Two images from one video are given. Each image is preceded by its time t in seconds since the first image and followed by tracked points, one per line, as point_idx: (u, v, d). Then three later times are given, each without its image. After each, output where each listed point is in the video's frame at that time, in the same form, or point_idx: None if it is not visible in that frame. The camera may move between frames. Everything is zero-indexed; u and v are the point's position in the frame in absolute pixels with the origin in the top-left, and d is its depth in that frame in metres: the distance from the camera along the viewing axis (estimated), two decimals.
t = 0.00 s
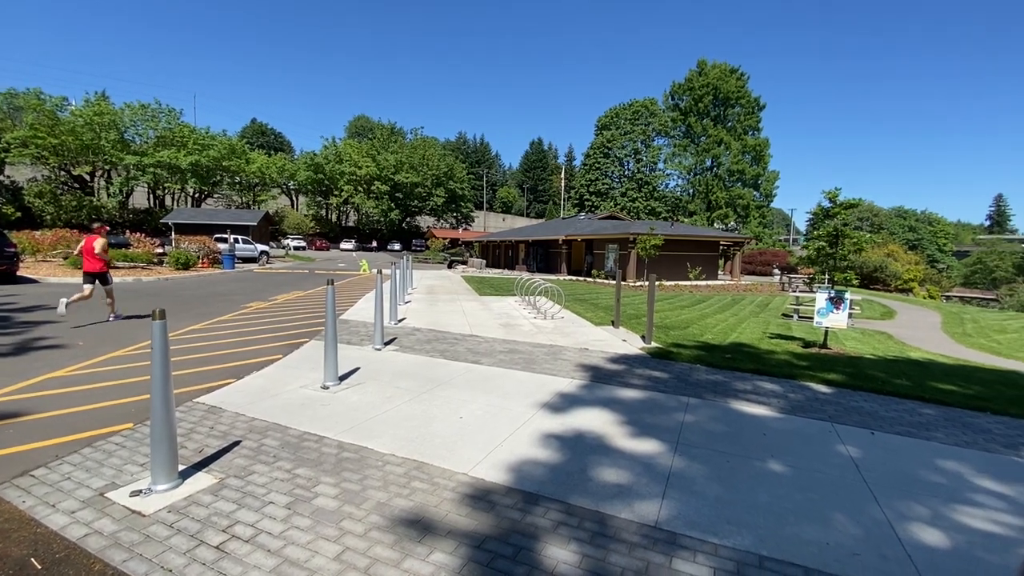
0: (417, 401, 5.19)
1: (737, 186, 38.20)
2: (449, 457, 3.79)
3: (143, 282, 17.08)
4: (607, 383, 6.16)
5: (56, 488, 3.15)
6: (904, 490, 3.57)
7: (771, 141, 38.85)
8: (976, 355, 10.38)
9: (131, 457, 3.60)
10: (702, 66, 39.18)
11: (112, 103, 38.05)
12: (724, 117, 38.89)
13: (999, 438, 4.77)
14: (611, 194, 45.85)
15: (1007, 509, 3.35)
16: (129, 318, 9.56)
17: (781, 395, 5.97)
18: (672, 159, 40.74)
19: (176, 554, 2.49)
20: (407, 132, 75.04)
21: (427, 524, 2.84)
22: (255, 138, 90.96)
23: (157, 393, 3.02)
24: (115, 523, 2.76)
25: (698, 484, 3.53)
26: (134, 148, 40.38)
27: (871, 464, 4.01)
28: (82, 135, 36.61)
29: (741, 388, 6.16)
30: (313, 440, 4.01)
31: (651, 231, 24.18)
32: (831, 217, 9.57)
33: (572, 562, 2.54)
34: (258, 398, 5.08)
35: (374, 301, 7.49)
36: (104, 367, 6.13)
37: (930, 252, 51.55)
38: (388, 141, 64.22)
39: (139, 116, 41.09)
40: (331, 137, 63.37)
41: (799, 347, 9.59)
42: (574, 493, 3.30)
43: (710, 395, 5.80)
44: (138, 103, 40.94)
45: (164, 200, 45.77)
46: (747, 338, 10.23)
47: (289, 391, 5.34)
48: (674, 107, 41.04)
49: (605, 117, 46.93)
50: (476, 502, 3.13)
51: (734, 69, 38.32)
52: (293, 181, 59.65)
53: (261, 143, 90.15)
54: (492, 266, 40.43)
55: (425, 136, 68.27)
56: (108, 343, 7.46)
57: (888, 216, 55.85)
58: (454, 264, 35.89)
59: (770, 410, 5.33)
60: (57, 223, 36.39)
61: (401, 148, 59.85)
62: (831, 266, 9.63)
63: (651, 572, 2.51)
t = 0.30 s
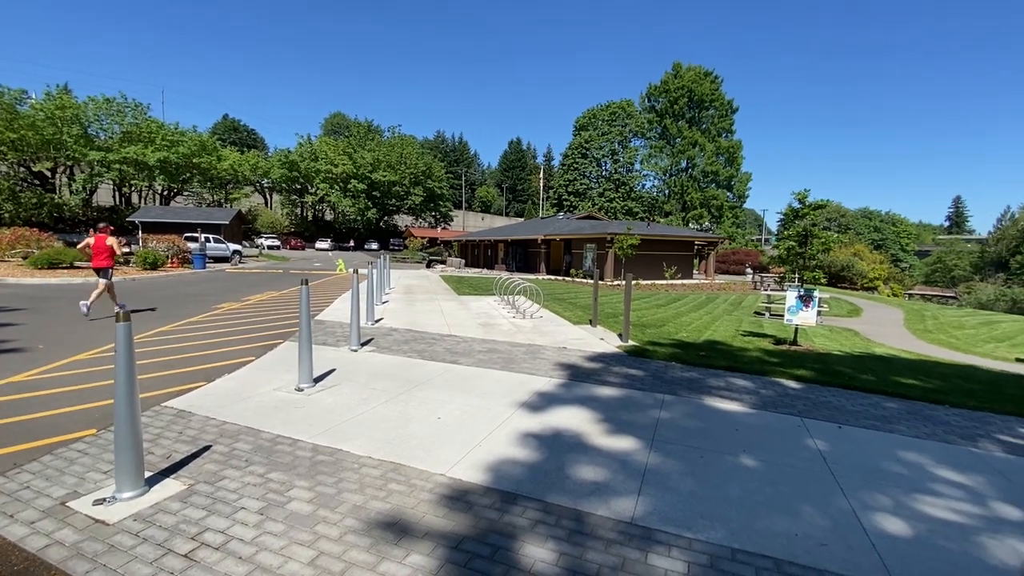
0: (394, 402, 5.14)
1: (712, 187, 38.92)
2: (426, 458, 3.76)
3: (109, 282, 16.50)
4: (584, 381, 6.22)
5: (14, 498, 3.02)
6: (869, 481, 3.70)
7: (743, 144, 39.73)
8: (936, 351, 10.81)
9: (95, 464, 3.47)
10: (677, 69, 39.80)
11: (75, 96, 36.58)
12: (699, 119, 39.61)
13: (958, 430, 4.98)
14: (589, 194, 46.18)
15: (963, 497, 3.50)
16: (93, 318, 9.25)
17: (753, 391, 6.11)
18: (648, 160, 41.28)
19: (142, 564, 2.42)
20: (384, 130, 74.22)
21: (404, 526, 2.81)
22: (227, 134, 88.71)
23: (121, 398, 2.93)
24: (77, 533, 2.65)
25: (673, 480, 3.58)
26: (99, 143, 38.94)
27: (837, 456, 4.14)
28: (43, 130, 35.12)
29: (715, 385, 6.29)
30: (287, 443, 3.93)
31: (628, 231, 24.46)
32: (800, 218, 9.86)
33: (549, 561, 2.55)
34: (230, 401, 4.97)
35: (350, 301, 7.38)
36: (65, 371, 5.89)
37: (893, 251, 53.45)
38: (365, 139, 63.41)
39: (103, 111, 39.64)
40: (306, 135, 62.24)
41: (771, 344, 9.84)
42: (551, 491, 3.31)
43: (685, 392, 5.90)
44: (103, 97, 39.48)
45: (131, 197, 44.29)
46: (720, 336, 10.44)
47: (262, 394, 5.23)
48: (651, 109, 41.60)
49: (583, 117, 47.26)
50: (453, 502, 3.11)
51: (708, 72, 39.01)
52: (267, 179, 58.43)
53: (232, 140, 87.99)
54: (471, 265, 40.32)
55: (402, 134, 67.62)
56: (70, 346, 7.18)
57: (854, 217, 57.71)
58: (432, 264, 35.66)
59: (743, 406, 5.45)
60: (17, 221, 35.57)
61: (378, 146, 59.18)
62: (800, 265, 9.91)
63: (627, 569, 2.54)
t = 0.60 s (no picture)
0: (370, 403, 5.08)
1: (686, 188, 39.59)
2: (402, 460, 3.73)
3: (70, 283, 15.87)
4: (562, 379, 6.26)
5: None
6: (834, 473, 3.83)
7: (716, 146, 40.55)
8: (897, 346, 11.26)
9: (54, 473, 3.33)
10: (652, 71, 40.36)
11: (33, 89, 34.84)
12: (673, 121, 40.23)
13: (918, 422, 5.19)
14: (567, 194, 46.40)
15: (923, 487, 3.65)
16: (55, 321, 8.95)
17: (725, 387, 6.25)
18: (624, 160, 41.71)
19: None
20: (359, 128, 73.17)
21: (380, 529, 2.78)
22: (195, 130, 86.02)
23: (81, 404, 2.82)
24: (36, 544, 2.55)
25: (648, 476, 3.64)
26: (58, 138, 37.25)
27: (805, 450, 4.27)
28: None
29: (689, 382, 6.42)
30: (259, 448, 3.85)
31: (604, 231, 24.69)
32: (770, 218, 10.12)
33: (526, 560, 2.56)
34: (200, 405, 4.83)
35: (325, 302, 7.26)
36: (23, 376, 5.64)
37: (858, 251, 55.38)
38: (339, 137, 62.42)
39: (63, 104, 37.89)
40: (279, 132, 60.90)
41: (742, 341, 10.08)
42: (529, 490, 3.33)
43: (659, 389, 6.01)
44: (62, 90, 37.76)
45: (93, 194, 42.59)
46: (694, 334, 10.66)
47: (232, 398, 5.09)
48: (626, 110, 42.06)
49: (560, 118, 47.47)
50: (430, 504, 3.10)
51: (682, 75, 39.63)
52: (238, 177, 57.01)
53: (201, 135, 85.40)
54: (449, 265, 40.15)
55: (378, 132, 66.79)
56: (27, 349, 6.87)
57: (822, 217, 59.54)
58: (409, 263, 35.36)
59: (715, 402, 5.57)
60: None
61: (354, 143, 58.32)
62: (770, 264, 10.17)
63: (603, 565, 2.57)
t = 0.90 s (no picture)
0: (348, 405, 5.02)
1: (662, 189, 40.16)
2: (380, 462, 3.70)
3: (31, 284, 15.27)
4: (541, 378, 6.30)
5: None
6: (804, 466, 3.94)
7: (691, 148, 41.27)
8: (864, 343, 11.65)
9: (14, 482, 3.20)
10: (629, 73, 40.88)
11: None
12: (650, 122, 40.75)
13: (882, 415, 5.39)
14: (546, 194, 46.52)
15: (887, 478, 3.79)
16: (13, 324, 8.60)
17: (700, 384, 6.37)
18: (602, 161, 42.08)
19: None
20: (336, 126, 72.12)
21: (358, 532, 2.76)
22: (164, 125, 83.50)
23: (44, 410, 2.71)
24: None
25: (626, 472, 3.69)
26: (17, 133, 35.97)
27: (777, 444, 4.38)
28: None
29: (665, 379, 6.52)
30: (232, 452, 3.76)
31: (583, 231, 24.87)
32: (743, 218, 10.35)
33: (506, 559, 2.57)
34: (170, 409, 4.70)
35: (301, 302, 7.13)
36: None
37: (827, 251, 57.13)
38: (315, 134, 61.42)
39: (22, 98, 36.52)
40: (252, 128, 59.59)
41: (717, 339, 10.30)
42: (508, 489, 3.34)
43: (636, 387, 6.09)
44: (21, 83, 36.31)
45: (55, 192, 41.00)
46: (670, 332, 10.86)
47: (204, 401, 4.96)
48: (604, 111, 42.47)
49: (538, 118, 47.61)
50: (409, 505, 3.08)
51: (659, 77, 40.20)
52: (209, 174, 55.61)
53: (170, 131, 82.93)
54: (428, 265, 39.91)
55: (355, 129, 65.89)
56: None
57: (793, 218, 61.14)
58: (387, 262, 35.04)
59: (690, 398, 5.69)
60: None
61: (330, 141, 57.47)
62: (743, 263, 10.40)
63: (581, 561, 2.59)
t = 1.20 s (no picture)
0: (324, 407, 4.95)
1: (639, 189, 40.66)
2: (357, 464, 3.66)
3: None
4: (520, 377, 6.32)
5: None
6: (775, 459, 4.05)
7: (667, 149, 41.89)
8: (832, 339, 12.04)
9: None
10: (606, 74, 41.26)
11: None
12: (627, 123, 41.19)
13: (849, 409, 5.58)
14: (525, 194, 46.60)
15: (853, 470, 3.93)
16: None
17: (676, 381, 6.49)
18: (581, 161, 42.40)
19: None
20: (311, 123, 70.92)
21: (334, 535, 2.73)
22: (131, 120, 80.77)
23: (1, 416, 2.61)
24: None
25: (603, 469, 3.73)
26: None
27: (749, 439, 4.49)
28: None
29: (642, 377, 6.60)
30: (203, 456, 3.68)
31: (562, 231, 25.02)
32: (717, 218, 10.56)
33: (484, 558, 2.57)
34: (137, 415, 4.54)
35: (276, 302, 6.99)
36: None
37: (797, 250, 58.63)
38: (290, 131, 60.28)
39: None
40: (224, 125, 58.14)
41: (692, 337, 10.50)
42: (486, 488, 3.34)
43: (614, 384, 6.17)
44: None
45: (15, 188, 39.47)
46: (646, 330, 11.02)
47: (174, 405, 4.82)
48: (582, 111, 42.79)
49: (517, 118, 47.65)
50: (386, 507, 3.06)
51: (636, 79, 40.68)
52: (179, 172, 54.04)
53: (138, 127, 80.28)
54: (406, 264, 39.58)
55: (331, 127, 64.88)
56: None
57: (765, 218, 62.60)
58: (365, 262, 34.64)
59: (666, 395, 5.78)
60: None
61: (306, 138, 56.50)
62: (717, 263, 10.62)
63: (558, 558, 2.61)
